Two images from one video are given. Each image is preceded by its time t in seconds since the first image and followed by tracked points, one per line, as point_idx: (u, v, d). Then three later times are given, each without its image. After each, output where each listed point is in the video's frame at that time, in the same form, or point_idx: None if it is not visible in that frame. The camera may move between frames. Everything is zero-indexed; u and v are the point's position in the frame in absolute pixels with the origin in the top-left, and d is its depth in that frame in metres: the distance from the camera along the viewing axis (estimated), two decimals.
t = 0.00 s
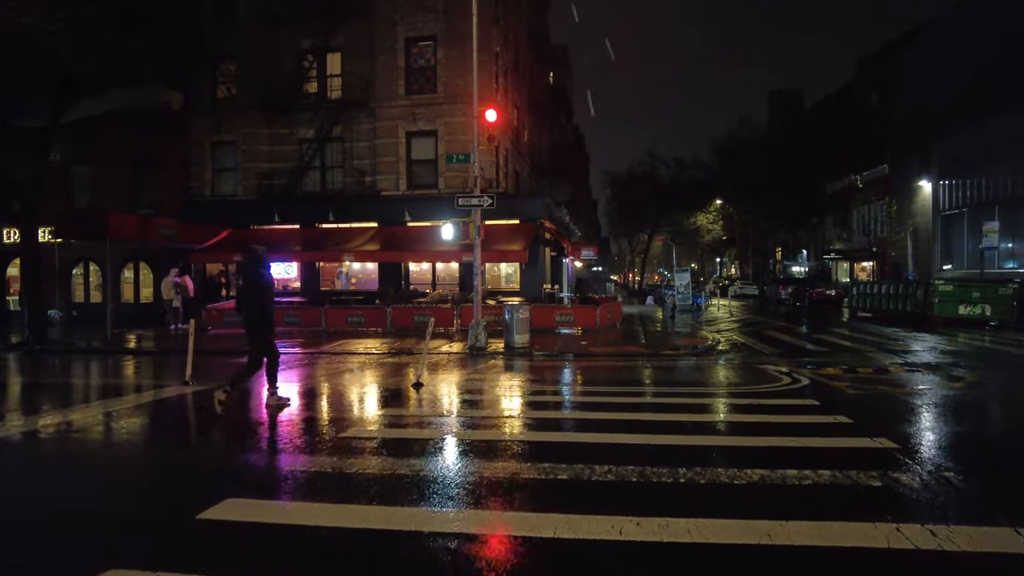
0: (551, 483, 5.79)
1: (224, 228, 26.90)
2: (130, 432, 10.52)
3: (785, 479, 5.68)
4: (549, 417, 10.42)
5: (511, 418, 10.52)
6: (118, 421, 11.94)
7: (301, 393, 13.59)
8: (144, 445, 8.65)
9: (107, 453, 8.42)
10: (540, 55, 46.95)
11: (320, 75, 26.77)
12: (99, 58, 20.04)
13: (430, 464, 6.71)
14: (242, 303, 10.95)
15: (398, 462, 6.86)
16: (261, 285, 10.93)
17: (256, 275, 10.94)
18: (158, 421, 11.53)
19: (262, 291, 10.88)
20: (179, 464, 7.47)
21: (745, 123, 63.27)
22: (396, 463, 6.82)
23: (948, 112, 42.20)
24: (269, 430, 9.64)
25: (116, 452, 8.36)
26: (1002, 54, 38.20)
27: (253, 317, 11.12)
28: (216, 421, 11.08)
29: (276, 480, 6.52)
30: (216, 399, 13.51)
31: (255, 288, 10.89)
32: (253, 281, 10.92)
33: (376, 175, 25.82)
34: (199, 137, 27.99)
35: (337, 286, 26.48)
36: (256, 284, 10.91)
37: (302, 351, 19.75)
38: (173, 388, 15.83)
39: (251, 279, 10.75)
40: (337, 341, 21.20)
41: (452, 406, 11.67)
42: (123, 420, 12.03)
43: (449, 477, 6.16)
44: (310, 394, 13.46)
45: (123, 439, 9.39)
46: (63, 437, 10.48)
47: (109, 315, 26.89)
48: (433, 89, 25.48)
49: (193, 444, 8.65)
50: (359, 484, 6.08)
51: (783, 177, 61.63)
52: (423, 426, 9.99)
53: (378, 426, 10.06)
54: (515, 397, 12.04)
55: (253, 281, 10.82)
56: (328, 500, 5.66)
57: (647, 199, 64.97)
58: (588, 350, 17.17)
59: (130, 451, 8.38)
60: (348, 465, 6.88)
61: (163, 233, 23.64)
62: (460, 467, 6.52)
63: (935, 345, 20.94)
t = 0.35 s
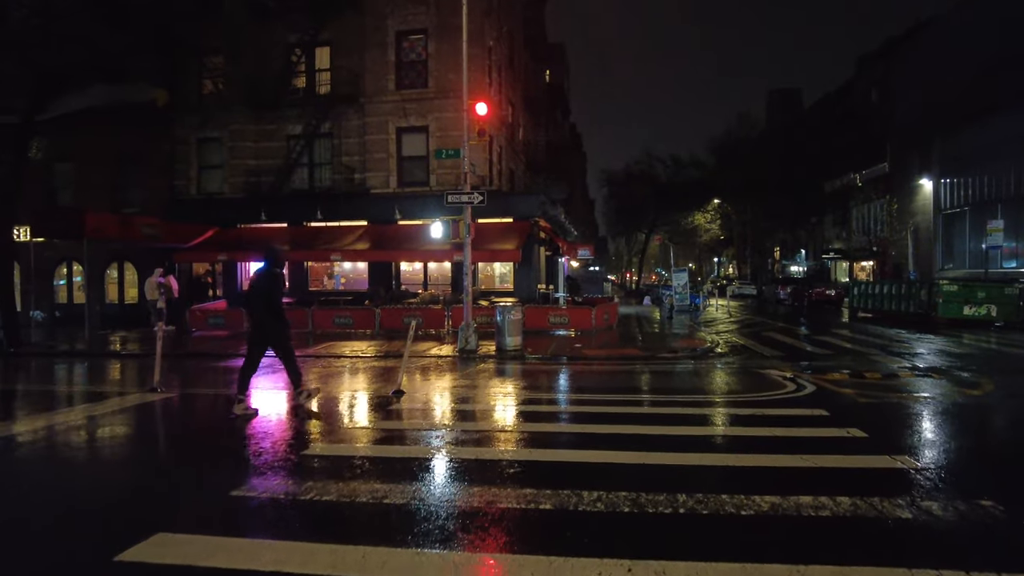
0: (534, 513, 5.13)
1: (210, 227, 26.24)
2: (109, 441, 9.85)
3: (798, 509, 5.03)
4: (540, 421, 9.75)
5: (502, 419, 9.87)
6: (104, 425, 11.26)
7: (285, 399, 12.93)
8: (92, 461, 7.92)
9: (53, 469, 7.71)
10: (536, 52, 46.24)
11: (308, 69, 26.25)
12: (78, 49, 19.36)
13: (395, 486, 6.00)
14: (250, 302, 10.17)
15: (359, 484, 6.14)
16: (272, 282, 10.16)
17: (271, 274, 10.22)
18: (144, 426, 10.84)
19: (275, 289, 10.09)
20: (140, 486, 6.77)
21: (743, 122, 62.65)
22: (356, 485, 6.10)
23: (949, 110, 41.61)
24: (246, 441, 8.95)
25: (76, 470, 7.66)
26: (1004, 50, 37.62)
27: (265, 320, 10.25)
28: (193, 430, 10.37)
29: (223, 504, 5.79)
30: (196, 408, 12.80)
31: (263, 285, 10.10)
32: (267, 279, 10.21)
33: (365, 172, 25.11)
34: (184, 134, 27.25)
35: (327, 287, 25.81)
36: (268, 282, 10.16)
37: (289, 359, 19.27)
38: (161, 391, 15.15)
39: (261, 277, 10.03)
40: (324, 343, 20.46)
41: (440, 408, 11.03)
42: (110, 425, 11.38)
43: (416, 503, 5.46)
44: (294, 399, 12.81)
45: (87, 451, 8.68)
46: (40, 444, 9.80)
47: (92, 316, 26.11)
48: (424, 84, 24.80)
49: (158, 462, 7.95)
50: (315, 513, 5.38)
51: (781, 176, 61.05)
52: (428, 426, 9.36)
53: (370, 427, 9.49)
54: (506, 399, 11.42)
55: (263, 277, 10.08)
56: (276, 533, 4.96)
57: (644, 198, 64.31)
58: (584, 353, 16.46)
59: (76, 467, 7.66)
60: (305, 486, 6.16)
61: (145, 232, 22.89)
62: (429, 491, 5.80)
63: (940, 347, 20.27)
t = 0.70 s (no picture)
0: (527, 560, 4.46)
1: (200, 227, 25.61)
2: (80, 451, 9.18)
3: (832, 555, 4.37)
4: (535, 431, 9.16)
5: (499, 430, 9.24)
6: (85, 433, 10.61)
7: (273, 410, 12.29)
8: (44, 481, 7.22)
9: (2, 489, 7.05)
10: (534, 50, 45.61)
11: (301, 65, 25.50)
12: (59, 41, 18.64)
13: (369, 520, 5.30)
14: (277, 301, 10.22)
15: (328, 516, 5.43)
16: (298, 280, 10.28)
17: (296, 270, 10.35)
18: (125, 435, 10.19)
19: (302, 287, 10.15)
20: (101, 509, 6.13)
21: (743, 121, 62.09)
22: (324, 518, 5.38)
23: (953, 108, 41.03)
24: (223, 454, 8.31)
25: (24, 490, 6.98)
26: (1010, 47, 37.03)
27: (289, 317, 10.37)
28: (174, 440, 9.72)
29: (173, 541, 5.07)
30: (181, 418, 12.12)
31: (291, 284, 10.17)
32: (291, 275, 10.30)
33: (358, 170, 24.43)
34: (174, 131, 26.59)
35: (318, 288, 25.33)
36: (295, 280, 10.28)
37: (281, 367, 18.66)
38: (149, 398, 14.49)
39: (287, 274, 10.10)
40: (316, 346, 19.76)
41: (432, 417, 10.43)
42: (96, 431, 10.75)
43: (392, 544, 4.78)
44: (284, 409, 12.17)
45: (56, 464, 8.04)
46: (13, 452, 9.16)
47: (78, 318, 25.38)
48: (419, 80, 24.17)
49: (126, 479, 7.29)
50: (275, 555, 4.69)
51: (782, 176, 60.43)
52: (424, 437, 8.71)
53: (360, 438, 8.87)
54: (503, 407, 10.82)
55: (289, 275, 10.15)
56: None
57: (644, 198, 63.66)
58: (584, 358, 15.80)
59: (26, 488, 6.98)
60: (266, 518, 5.44)
61: (132, 231, 22.20)
62: (408, 527, 5.12)
63: (950, 351, 19.62)
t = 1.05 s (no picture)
0: None
1: (191, 228, 24.98)
2: (44, 460, 8.64)
3: None
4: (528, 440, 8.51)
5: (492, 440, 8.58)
6: (61, 442, 9.99)
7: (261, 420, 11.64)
8: None
9: None
10: (533, 48, 45.03)
11: (293, 60, 24.82)
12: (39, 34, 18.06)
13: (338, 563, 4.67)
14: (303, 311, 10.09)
15: (295, 558, 4.80)
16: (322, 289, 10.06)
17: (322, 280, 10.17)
18: (105, 444, 9.57)
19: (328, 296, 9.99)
20: (47, 537, 5.55)
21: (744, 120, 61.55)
22: (285, 561, 4.75)
23: (957, 107, 40.45)
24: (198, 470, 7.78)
25: None
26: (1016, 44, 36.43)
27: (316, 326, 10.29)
28: (151, 451, 9.08)
29: None
30: (165, 427, 11.52)
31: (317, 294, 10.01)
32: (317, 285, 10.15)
33: (352, 169, 23.84)
34: (164, 129, 26.02)
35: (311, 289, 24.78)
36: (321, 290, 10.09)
37: (276, 370, 18.03)
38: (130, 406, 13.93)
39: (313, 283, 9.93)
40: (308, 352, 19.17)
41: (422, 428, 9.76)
42: (72, 440, 10.19)
43: None
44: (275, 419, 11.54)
45: (18, 479, 7.44)
46: None
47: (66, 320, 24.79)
48: (414, 76, 23.58)
49: (89, 500, 6.65)
50: None
51: (784, 175, 59.84)
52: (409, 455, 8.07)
53: (356, 452, 8.38)
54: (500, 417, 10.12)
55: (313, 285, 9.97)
56: None
57: (644, 198, 63.14)
58: (585, 363, 15.13)
59: None
60: (223, 561, 4.83)
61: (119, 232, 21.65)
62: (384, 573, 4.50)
63: (960, 355, 19.02)
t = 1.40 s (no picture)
0: None
1: (176, 225, 24.22)
2: None
3: None
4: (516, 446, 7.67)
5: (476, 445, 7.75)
6: (16, 448, 9.27)
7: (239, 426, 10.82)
8: None
9: None
10: (530, 44, 44.31)
11: (280, 53, 24.07)
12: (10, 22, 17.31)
13: None
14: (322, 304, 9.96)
15: None
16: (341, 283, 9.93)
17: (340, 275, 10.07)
18: (67, 448, 8.74)
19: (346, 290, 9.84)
20: None
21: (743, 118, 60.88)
22: None
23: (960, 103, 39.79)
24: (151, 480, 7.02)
25: None
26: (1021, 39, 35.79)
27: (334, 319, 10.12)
28: (110, 457, 8.26)
29: None
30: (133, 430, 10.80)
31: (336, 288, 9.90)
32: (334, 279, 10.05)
33: (342, 164, 23.14)
34: (149, 124, 25.26)
35: (300, 288, 24.14)
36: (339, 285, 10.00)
37: (266, 371, 17.24)
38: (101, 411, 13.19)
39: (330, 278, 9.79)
40: (294, 356, 18.49)
41: (407, 429, 8.97)
42: (28, 445, 9.45)
43: None
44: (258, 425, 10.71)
45: None
46: None
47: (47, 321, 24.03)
48: (405, 68, 22.87)
49: (18, 519, 5.86)
50: None
51: (783, 174, 59.21)
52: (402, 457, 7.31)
53: (344, 453, 7.72)
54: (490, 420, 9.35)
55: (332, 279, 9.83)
56: None
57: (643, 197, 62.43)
58: (582, 366, 14.38)
59: None
60: None
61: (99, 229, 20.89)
62: None
63: (966, 355, 18.40)
